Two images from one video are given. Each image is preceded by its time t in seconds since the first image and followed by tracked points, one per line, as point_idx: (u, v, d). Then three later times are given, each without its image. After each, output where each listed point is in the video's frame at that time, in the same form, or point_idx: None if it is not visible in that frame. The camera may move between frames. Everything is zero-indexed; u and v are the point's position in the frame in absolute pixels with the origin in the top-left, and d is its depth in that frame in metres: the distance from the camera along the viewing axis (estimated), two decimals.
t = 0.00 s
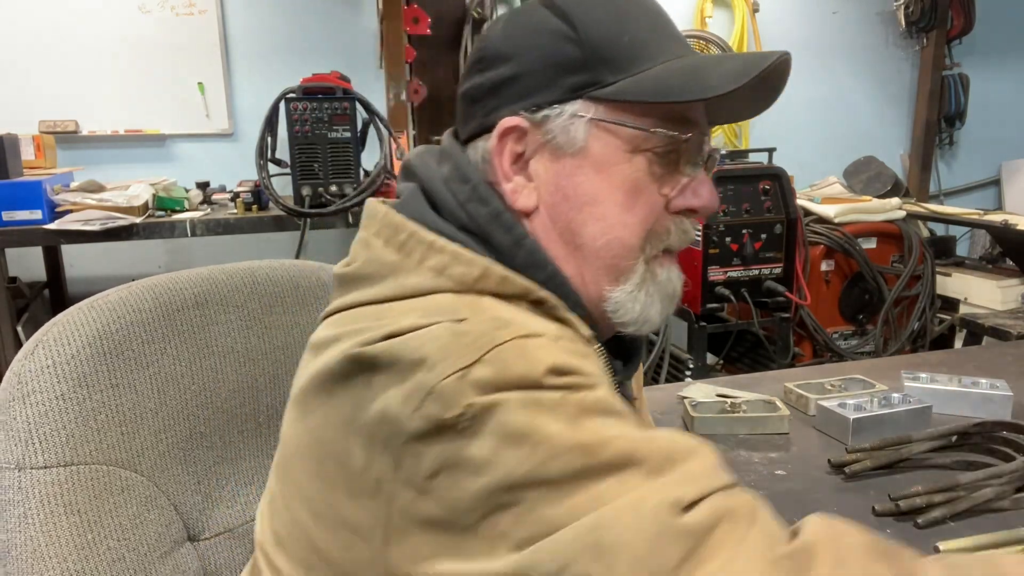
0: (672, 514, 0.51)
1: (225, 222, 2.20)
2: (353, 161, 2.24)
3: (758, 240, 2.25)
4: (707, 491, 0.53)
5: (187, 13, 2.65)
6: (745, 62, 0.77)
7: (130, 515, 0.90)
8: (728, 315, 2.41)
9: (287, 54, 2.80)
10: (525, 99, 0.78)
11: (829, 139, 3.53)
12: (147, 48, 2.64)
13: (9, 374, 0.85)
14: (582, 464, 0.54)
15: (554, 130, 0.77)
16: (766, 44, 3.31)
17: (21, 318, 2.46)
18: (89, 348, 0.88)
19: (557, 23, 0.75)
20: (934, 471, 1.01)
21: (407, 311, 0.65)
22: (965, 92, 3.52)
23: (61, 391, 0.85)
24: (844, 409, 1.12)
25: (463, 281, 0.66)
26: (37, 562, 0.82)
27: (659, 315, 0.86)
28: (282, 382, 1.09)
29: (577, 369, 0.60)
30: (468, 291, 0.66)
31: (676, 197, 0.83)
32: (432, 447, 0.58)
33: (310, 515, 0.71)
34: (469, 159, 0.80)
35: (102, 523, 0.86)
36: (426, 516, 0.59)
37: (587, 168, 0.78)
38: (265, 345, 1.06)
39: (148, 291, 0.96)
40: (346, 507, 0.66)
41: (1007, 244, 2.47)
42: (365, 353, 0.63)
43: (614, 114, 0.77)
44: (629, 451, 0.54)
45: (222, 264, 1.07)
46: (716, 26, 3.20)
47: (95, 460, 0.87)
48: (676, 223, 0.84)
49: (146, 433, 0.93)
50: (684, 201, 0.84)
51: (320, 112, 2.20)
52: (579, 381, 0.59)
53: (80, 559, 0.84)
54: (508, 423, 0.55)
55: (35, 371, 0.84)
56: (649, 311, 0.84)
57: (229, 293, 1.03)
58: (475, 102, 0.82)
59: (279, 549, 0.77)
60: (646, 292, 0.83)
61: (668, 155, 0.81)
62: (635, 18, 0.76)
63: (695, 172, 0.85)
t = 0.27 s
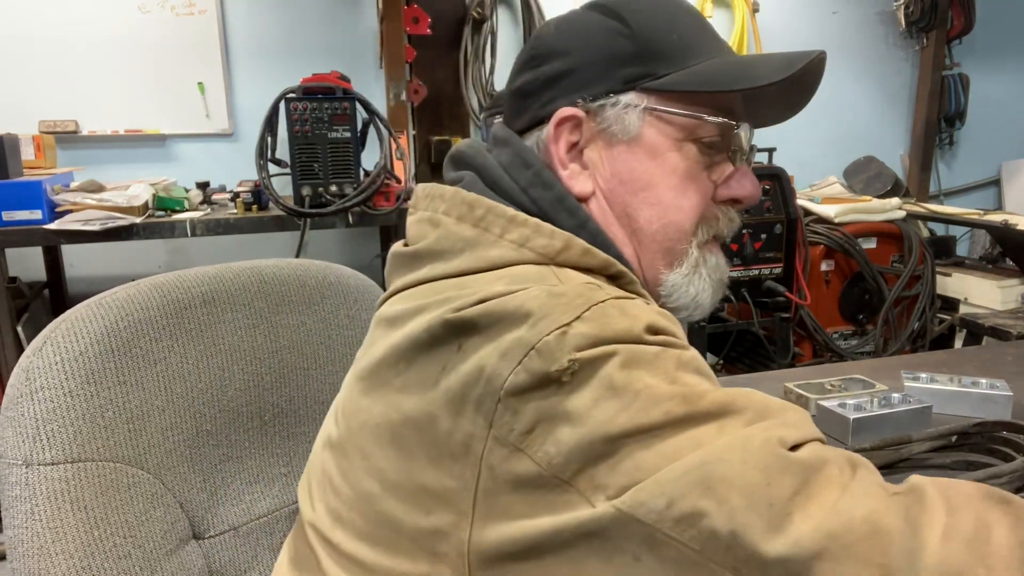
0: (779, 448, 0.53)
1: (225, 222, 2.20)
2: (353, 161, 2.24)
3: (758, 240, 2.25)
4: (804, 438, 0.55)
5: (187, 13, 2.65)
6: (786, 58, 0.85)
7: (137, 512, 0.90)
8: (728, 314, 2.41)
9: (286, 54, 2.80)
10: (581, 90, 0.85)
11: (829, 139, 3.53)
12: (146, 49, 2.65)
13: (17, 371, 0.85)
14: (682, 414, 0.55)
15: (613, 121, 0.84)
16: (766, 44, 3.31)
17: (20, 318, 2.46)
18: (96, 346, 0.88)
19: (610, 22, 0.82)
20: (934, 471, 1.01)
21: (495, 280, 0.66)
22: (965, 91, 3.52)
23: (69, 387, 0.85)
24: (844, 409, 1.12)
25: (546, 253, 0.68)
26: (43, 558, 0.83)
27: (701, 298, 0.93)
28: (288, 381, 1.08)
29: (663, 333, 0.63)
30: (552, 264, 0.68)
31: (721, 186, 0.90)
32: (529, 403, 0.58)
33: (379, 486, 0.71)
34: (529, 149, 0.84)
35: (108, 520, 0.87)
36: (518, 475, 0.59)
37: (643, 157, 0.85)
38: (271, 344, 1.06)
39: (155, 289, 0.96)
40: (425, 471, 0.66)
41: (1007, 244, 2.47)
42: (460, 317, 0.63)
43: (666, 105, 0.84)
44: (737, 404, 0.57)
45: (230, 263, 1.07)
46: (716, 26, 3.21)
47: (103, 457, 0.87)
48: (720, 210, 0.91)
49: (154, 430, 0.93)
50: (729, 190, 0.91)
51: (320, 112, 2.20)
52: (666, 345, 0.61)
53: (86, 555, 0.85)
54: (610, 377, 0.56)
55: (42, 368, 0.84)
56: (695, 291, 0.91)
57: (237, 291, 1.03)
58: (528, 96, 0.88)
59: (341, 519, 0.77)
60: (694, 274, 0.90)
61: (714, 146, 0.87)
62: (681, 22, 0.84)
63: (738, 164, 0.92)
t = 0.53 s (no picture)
0: (766, 456, 0.53)
1: (225, 222, 2.20)
2: (353, 161, 2.24)
3: (758, 240, 2.25)
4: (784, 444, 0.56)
5: (187, 14, 2.65)
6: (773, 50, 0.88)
7: (137, 512, 0.90)
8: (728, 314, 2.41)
9: (286, 54, 2.80)
10: (573, 87, 0.86)
11: (828, 139, 3.53)
12: (147, 48, 2.65)
13: (17, 371, 0.85)
14: (670, 417, 0.55)
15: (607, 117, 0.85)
16: (766, 44, 3.31)
17: (20, 318, 2.46)
18: (95, 346, 0.88)
19: (602, 22, 0.83)
20: (934, 471, 1.01)
21: (487, 283, 0.66)
22: (965, 91, 3.52)
23: (68, 387, 0.85)
24: (844, 410, 1.12)
25: (541, 254, 0.68)
26: (43, 559, 0.83)
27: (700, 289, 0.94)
28: (288, 381, 1.08)
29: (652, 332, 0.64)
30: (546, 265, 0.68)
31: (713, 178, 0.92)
32: (522, 403, 0.58)
33: (376, 485, 0.71)
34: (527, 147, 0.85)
35: (108, 520, 0.86)
36: (508, 475, 0.59)
37: (638, 151, 0.86)
38: (270, 344, 1.06)
39: (155, 289, 0.96)
40: (421, 470, 0.65)
41: (1007, 244, 2.47)
42: (452, 321, 0.63)
43: (658, 100, 0.85)
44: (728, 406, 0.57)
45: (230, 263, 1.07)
46: (716, 26, 3.20)
47: (102, 457, 0.87)
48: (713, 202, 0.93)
49: (154, 430, 0.93)
50: (722, 182, 0.93)
51: (320, 112, 2.20)
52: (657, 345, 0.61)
53: (86, 555, 0.85)
54: (599, 380, 0.56)
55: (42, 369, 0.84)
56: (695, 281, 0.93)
57: (236, 291, 1.03)
58: (523, 96, 0.90)
59: (341, 517, 0.76)
60: (694, 265, 0.92)
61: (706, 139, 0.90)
62: (671, 18, 0.85)
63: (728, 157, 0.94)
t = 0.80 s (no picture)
0: (674, 500, 0.50)
1: (225, 222, 2.20)
2: (353, 161, 2.24)
3: (758, 240, 2.25)
4: (710, 476, 0.53)
5: (187, 13, 2.65)
6: (710, 27, 0.87)
7: (136, 512, 0.90)
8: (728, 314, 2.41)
9: (286, 55, 2.80)
10: (515, 83, 0.86)
11: (828, 139, 3.53)
12: (147, 48, 2.65)
13: (15, 371, 0.85)
14: (586, 441, 0.53)
15: (548, 110, 0.85)
16: (765, 44, 3.31)
17: (20, 318, 2.45)
18: (94, 347, 0.88)
19: (537, 13, 0.82)
20: (934, 471, 1.01)
21: (425, 287, 0.66)
22: (965, 92, 3.52)
23: (66, 388, 0.85)
24: (844, 410, 1.12)
25: (476, 258, 0.67)
26: (41, 560, 0.82)
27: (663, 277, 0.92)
28: (287, 381, 1.08)
29: (587, 340, 0.61)
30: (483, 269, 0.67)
31: (666, 161, 0.91)
32: (442, 418, 0.57)
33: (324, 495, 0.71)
34: (476, 148, 0.84)
35: (107, 520, 0.87)
36: (429, 491, 0.57)
37: (582, 141, 0.86)
38: (269, 344, 1.06)
39: (153, 290, 0.96)
40: (361, 481, 0.65)
41: (1007, 244, 2.47)
42: (381, 328, 0.63)
43: (598, 90, 0.85)
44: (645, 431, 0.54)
45: (229, 263, 1.07)
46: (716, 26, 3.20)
47: (101, 457, 0.87)
48: (668, 184, 0.92)
49: (152, 431, 0.93)
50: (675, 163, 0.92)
51: (320, 112, 2.20)
52: (590, 357, 0.60)
53: (86, 555, 0.85)
54: (517, 399, 0.55)
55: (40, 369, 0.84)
56: (654, 267, 0.91)
57: (234, 291, 1.03)
58: (469, 96, 0.90)
59: (295, 526, 0.76)
60: (652, 251, 0.90)
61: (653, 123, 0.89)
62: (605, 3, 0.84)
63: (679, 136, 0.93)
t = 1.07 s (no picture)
0: None
1: (225, 222, 2.20)
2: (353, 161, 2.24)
3: (758, 240, 2.25)
4: None
5: (187, 13, 2.65)
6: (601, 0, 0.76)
7: (132, 514, 0.90)
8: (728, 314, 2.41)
9: (286, 55, 2.80)
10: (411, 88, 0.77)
11: (829, 139, 3.53)
12: (148, 48, 2.65)
13: (10, 374, 0.84)
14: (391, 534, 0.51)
15: (441, 114, 0.76)
16: (766, 44, 3.31)
17: (21, 317, 2.46)
18: (91, 349, 0.88)
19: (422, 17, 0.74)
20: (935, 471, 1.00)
21: (306, 318, 0.65)
22: (965, 92, 3.52)
23: (63, 389, 0.85)
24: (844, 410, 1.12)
25: (359, 285, 0.66)
26: (38, 562, 0.82)
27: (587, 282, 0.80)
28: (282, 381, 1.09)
29: (442, 399, 0.57)
30: (365, 296, 0.66)
31: (574, 147, 0.79)
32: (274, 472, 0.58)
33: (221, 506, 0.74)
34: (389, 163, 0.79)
35: (103, 522, 0.86)
36: (255, 535, 0.59)
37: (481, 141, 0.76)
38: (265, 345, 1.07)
39: (149, 290, 0.96)
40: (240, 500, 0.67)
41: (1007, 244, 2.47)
42: (254, 357, 0.65)
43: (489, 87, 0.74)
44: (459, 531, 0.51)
45: (225, 264, 1.07)
46: (716, 26, 3.20)
47: (97, 459, 0.87)
48: (577, 173, 0.80)
49: (147, 432, 0.93)
50: (583, 149, 0.80)
51: (320, 112, 2.20)
52: (426, 425, 0.55)
53: (82, 557, 0.85)
54: (335, 476, 0.53)
55: (38, 371, 0.83)
56: (571, 263, 0.78)
57: (231, 293, 1.03)
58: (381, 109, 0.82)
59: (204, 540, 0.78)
60: (564, 250, 0.78)
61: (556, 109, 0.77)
62: None
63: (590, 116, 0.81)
